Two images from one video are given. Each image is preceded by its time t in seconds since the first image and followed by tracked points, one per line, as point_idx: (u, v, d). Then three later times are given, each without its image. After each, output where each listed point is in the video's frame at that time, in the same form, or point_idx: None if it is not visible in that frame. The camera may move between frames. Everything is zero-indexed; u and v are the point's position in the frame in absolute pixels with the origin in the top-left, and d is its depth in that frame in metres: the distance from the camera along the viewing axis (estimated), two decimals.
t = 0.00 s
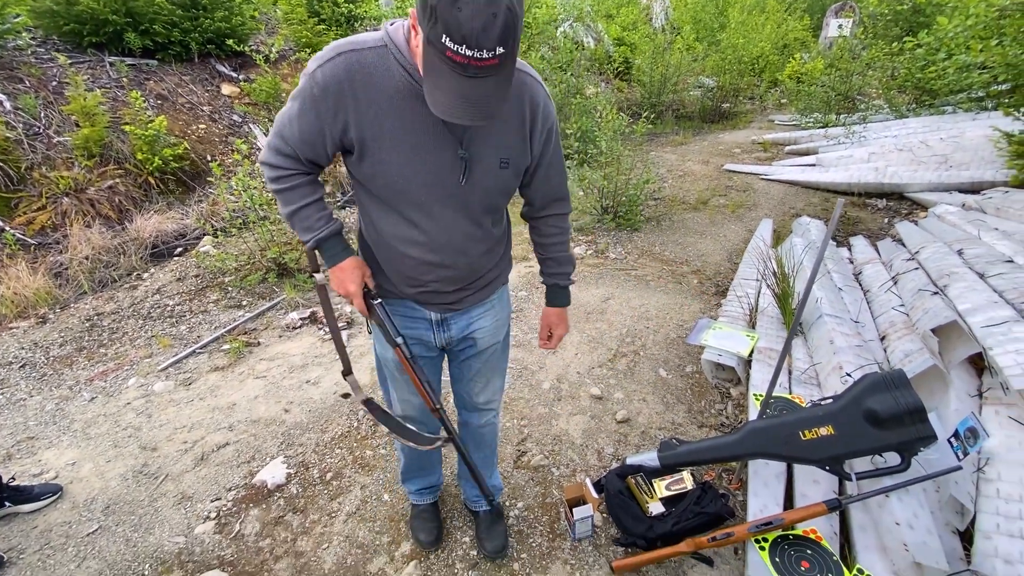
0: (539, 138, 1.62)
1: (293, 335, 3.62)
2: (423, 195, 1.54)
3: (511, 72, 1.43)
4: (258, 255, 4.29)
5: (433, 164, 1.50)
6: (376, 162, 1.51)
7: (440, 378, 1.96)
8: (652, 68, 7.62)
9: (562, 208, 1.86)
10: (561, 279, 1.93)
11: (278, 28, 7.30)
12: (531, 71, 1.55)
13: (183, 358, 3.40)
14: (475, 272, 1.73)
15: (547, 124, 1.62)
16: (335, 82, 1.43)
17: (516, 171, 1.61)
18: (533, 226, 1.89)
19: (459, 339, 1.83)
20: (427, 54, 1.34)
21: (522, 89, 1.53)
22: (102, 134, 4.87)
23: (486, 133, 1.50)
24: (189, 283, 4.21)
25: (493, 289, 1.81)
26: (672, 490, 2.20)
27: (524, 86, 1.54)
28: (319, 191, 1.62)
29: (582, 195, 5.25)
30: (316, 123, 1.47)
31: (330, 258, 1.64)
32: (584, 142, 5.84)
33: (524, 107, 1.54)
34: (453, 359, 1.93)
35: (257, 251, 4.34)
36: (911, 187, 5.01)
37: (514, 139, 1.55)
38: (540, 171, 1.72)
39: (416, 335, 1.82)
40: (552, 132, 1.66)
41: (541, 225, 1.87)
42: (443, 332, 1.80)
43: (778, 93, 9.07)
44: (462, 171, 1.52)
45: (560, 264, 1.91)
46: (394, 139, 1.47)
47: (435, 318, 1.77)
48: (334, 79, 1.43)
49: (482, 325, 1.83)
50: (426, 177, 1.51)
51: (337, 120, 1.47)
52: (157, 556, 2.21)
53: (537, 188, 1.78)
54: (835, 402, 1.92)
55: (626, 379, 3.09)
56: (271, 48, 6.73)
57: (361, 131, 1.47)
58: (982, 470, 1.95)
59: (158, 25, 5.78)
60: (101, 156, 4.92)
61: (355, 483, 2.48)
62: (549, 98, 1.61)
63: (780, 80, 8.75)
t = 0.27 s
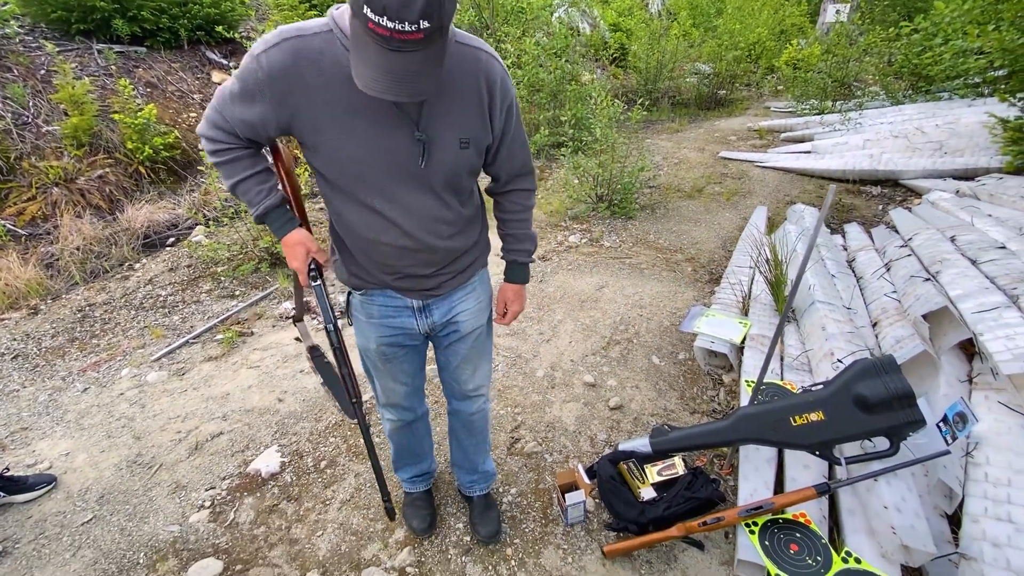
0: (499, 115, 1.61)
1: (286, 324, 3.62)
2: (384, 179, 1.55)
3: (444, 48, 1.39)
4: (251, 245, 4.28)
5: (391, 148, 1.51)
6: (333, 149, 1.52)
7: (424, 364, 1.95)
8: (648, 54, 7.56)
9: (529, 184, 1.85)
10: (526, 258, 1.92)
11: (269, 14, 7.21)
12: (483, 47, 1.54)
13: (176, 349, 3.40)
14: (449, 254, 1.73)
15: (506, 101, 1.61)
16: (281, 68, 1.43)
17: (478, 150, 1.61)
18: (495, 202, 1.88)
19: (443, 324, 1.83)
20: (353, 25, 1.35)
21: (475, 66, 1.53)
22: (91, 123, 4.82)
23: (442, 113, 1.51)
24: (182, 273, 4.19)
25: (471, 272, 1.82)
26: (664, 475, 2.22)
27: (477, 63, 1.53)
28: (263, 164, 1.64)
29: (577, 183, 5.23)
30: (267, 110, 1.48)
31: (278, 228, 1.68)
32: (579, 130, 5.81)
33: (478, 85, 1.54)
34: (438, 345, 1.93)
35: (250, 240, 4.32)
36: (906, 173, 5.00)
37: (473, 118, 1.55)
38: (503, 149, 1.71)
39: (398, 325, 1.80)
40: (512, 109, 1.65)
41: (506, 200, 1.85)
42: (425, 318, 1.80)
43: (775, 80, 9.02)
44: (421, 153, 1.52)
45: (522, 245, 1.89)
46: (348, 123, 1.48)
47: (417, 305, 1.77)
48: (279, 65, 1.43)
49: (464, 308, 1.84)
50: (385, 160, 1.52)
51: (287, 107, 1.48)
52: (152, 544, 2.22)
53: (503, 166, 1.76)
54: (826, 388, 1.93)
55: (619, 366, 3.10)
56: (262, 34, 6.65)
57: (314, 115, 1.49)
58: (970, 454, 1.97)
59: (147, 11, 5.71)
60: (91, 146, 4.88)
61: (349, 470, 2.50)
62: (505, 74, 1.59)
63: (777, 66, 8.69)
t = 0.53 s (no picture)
0: (469, 86, 1.66)
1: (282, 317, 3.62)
2: (370, 168, 1.55)
3: (390, 18, 1.42)
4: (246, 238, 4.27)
5: (371, 133, 1.52)
6: (315, 145, 1.52)
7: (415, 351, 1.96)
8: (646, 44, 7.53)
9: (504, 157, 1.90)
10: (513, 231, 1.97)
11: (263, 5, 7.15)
12: (442, 22, 1.59)
13: (172, 342, 3.41)
14: (439, 239, 1.75)
15: (472, 73, 1.67)
16: (258, 80, 1.43)
17: (453, 124, 1.65)
18: (479, 178, 1.93)
19: (433, 313, 1.84)
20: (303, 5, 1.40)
21: (439, 42, 1.58)
22: (84, 115, 4.80)
23: (416, 90, 1.55)
24: (177, 266, 4.19)
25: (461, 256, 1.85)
26: (658, 466, 2.24)
27: (439, 39, 1.59)
28: (273, 241, 1.60)
29: (574, 174, 5.22)
30: (248, 127, 1.47)
31: (286, 308, 1.62)
32: (576, 121, 5.79)
33: (445, 59, 1.59)
34: (428, 334, 1.94)
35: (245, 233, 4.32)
36: (903, 164, 4.99)
37: (445, 92, 1.60)
38: (477, 123, 1.76)
39: (385, 314, 1.80)
40: (480, 80, 1.71)
41: (492, 175, 1.91)
42: (413, 307, 1.80)
43: (774, 70, 8.98)
44: (400, 134, 1.55)
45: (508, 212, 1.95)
46: (329, 119, 1.49)
47: (404, 295, 1.77)
48: (256, 78, 1.43)
49: (452, 296, 1.85)
50: (369, 148, 1.53)
51: (266, 115, 1.47)
52: (149, 536, 2.24)
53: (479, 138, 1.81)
54: (818, 379, 1.94)
55: (614, 358, 3.12)
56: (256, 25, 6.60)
57: (295, 120, 1.48)
58: (961, 444, 1.99)
59: (139, 2, 5.66)
60: (84, 138, 4.86)
61: (345, 462, 2.51)
62: (468, 47, 1.66)
63: (775, 56, 8.65)
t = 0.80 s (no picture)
0: (468, 69, 1.69)
1: (283, 312, 3.63)
2: (380, 154, 1.55)
3: None
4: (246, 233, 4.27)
5: (379, 118, 1.52)
6: (321, 134, 1.50)
7: (419, 346, 1.97)
8: (647, 38, 7.49)
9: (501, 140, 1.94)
10: (513, 212, 2.02)
11: None
12: (436, 7, 1.62)
13: (173, 337, 3.41)
14: (446, 226, 1.75)
15: (469, 56, 1.70)
16: (263, 71, 1.42)
17: (455, 106, 1.67)
18: (481, 162, 1.98)
19: (440, 307, 1.86)
20: None
21: (436, 25, 1.61)
22: (83, 110, 4.79)
23: (417, 74, 1.56)
24: (177, 262, 4.19)
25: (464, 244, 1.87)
26: (659, 459, 2.24)
27: (436, 23, 1.61)
28: (281, 238, 1.58)
29: (574, 169, 5.21)
30: (255, 119, 1.45)
31: (299, 306, 1.60)
32: (576, 115, 5.77)
33: (443, 43, 1.62)
34: (431, 328, 1.95)
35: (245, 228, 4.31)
36: (905, 158, 4.97)
37: (446, 75, 1.62)
38: (477, 106, 1.78)
39: (395, 309, 1.80)
40: (476, 64, 1.74)
41: (494, 159, 1.95)
42: (421, 301, 1.81)
43: (775, 64, 8.93)
44: (407, 117, 1.55)
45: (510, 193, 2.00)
46: (336, 107, 1.48)
47: (414, 288, 1.78)
48: (261, 69, 1.42)
49: (458, 289, 1.88)
50: (377, 134, 1.53)
51: (272, 107, 1.45)
52: (151, 530, 2.24)
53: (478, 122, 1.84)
54: (819, 373, 1.94)
55: (615, 352, 3.12)
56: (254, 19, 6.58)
57: (301, 111, 1.47)
58: (961, 437, 1.99)
59: None
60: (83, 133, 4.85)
61: (346, 456, 2.52)
62: (463, 31, 1.69)
63: (777, 50, 8.61)
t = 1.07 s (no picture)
0: (467, 63, 1.71)
1: (286, 311, 3.63)
2: (386, 146, 1.55)
3: None
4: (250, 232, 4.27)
5: (385, 110, 1.52)
6: (327, 127, 1.49)
7: (423, 346, 1.97)
8: (650, 35, 7.47)
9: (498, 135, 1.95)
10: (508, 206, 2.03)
11: None
12: (435, 2, 1.64)
13: (177, 336, 3.41)
14: (449, 220, 1.76)
15: (468, 50, 1.72)
16: (269, 63, 1.41)
17: (457, 100, 1.68)
18: (477, 161, 1.99)
19: (445, 305, 1.86)
20: None
21: (437, 20, 1.63)
22: (86, 109, 4.80)
23: (421, 67, 1.57)
24: (181, 260, 4.20)
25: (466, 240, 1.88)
26: (663, 458, 2.23)
27: (437, 18, 1.63)
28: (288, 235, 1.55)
29: (577, 167, 5.19)
30: (260, 111, 1.42)
31: (308, 305, 1.57)
32: (579, 113, 5.75)
33: (445, 37, 1.63)
34: (436, 326, 1.94)
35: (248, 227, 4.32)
36: (911, 155, 4.94)
37: (448, 68, 1.63)
38: (476, 100, 1.79)
39: (401, 309, 1.79)
40: (475, 60, 1.76)
41: (492, 155, 1.96)
42: (426, 299, 1.81)
43: (779, 61, 8.90)
44: (412, 108, 1.56)
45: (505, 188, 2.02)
46: (342, 99, 1.48)
47: (419, 287, 1.77)
48: (268, 61, 1.41)
49: (463, 286, 1.88)
50: (383, 126, 1.53)
51: (277, 99, 1.43)
52: (155, 528, 2.25)
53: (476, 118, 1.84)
54: (825, 371, 1.93)
55: (619, 350, 3.11)
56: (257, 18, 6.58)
57: (307, 103, 1.45)
58: (968, 437, 1.98)
59: None
60: (87, 133, 4.86)
61: (350, 455, 2.51)
62: (461, 27, 1.71)
63: (781, 47, 8.58)
